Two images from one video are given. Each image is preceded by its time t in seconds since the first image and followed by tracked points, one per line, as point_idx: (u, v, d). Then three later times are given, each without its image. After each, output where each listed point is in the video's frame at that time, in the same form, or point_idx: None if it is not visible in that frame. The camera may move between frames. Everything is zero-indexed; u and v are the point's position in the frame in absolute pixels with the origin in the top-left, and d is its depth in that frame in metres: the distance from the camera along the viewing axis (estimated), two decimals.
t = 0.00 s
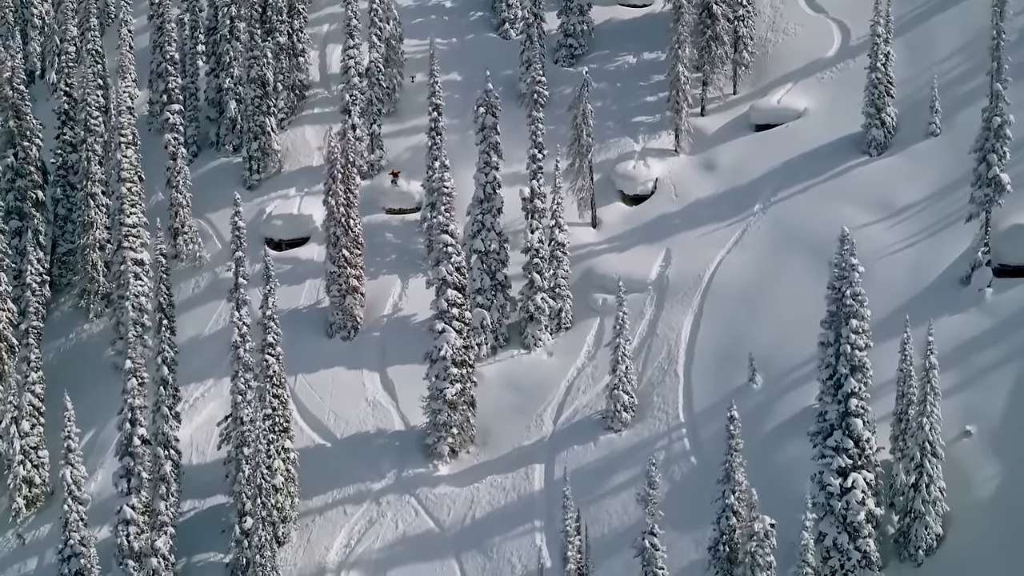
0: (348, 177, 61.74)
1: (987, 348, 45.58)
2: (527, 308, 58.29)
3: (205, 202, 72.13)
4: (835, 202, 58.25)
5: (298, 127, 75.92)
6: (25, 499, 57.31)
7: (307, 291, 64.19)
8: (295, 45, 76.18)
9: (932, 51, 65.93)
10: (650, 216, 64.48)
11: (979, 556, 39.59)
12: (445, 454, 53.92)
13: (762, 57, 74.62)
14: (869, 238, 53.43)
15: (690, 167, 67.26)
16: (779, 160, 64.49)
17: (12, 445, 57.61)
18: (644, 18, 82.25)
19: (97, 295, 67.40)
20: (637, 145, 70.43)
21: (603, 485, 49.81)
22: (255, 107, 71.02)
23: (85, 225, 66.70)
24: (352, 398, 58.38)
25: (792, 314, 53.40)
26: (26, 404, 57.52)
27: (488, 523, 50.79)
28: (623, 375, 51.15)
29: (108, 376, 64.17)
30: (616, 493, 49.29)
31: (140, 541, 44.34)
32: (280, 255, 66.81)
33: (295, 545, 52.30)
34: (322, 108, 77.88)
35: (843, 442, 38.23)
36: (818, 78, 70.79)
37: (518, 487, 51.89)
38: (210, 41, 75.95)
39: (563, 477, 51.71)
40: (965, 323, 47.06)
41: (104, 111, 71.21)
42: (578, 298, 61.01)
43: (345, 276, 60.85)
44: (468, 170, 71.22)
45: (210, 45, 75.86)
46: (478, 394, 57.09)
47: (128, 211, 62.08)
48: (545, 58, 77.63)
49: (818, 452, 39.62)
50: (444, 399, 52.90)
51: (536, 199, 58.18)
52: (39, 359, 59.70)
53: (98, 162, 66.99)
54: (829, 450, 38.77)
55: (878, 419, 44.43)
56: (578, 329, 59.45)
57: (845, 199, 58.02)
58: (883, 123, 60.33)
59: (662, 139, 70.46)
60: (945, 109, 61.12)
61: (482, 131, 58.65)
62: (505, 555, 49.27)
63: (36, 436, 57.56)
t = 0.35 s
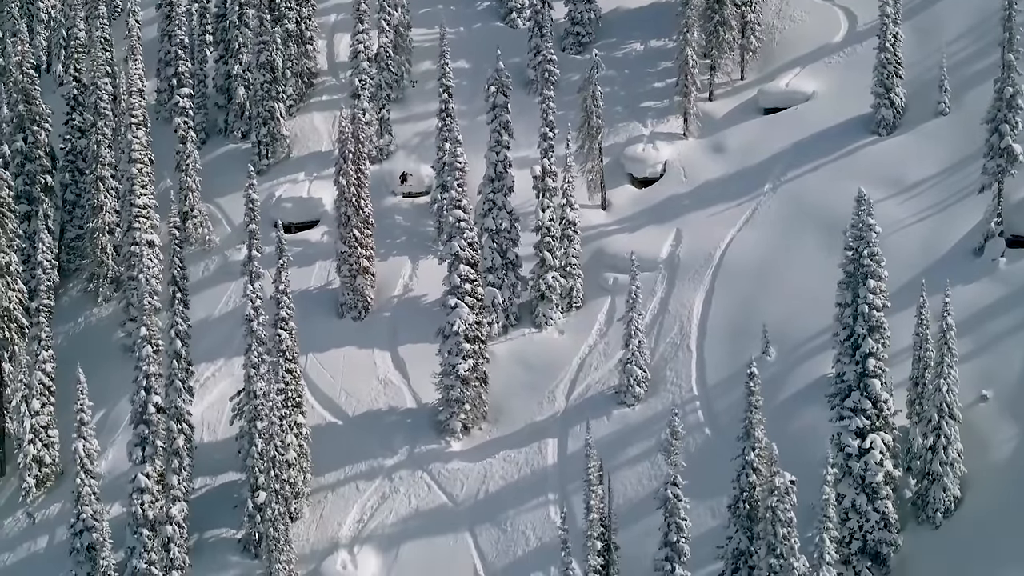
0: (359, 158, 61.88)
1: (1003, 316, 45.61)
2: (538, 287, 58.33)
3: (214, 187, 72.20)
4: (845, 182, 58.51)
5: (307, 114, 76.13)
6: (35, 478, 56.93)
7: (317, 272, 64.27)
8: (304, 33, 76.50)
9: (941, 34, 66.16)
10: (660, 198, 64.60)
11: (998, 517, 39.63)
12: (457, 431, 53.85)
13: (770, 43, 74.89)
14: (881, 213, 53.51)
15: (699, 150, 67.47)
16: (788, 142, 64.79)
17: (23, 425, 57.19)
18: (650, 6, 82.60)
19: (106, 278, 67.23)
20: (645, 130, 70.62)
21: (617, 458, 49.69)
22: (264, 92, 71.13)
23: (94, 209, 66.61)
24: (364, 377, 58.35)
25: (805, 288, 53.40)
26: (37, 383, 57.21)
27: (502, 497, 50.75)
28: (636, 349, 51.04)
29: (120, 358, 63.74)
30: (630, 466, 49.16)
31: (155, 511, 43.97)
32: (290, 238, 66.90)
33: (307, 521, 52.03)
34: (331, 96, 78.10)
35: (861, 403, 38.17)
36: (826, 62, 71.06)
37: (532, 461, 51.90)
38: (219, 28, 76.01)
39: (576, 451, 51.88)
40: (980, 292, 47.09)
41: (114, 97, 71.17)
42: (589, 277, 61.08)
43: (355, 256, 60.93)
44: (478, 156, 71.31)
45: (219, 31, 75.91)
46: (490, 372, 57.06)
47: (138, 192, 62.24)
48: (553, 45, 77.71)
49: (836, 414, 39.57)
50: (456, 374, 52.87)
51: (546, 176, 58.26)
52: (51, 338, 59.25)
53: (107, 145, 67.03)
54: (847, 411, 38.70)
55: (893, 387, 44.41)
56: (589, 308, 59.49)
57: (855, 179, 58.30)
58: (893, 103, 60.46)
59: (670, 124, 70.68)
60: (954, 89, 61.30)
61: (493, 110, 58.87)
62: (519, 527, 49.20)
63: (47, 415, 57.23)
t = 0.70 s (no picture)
0: (369, 141, 62.06)
1: (1016, 286, 45.71)
2: (548, 268, 58.40)
3: (222, 173, 72.33)
4: (854, 163, 58.90)
5: (314, 102, 76.33)
6: (44, 459, 56.56)
7: (326, 255, 64.42)
8: (311, 22, 76.77)
9: (947, 18, 66.34)
10: (668, 181, 64.79)
11: (1014, 481, 39.70)
12: (468, 409, 53.80)
13: (776, 31, 75.19)
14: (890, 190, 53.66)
15: (706, 134, 67.67)
16: (795, 124, 65.04)
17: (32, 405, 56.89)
18: None
19: (115, 263, 67.07)
20: (653, 116, 70.83)
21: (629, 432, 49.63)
22: (272, 79, 71.17)
23: (102, 193, 66.45)
24: (374, 357, 58.35)
25: (815, 265, 53.56)
26: (46, 363, 56.41)
27: (514, 472, 50.70)
28: (647, 325, 51.06)
29: (131, 343, 63.00)
30: (643, 440, 49.11)
31: (168, 482, 43.69)
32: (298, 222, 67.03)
33: (319, 498, 51.88)
34: (338, 84, 78.28)
35: (877, 366, 38.18)
36: (832, 48, 71.36)
37: (544, 437, 51.94)
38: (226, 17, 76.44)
39: (588, 426, 51.88)
40: (991, 264, 47.21)
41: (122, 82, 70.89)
42: (599, 258, 61.21)
43: (365, 238, 60.95)
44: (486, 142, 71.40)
45: (225, 21, 76.37)
46: (501, 351, 57.08)
47: (147, 174, 62.48)
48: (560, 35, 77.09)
49: (850, 379, 39.61)
50: (468, 351, 52.85)
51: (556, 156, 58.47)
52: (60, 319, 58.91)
53: (116, 130, 66.99)
54: (862, 374, 38.70)
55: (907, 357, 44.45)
56: (599, 289, 59.56)
57: (864, 161, 58.76)
58: (900, 85, 60.55)
59: (677, 110, 70.91)
60: (961, 70, 61.42)
61: (503, 90, 59.07)
62: (532, 502, 49.10)
63: (56, 396, 56.90)
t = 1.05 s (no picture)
0: (375, 123, 62.23)
1: None
2: (554, 248, 58.49)
3: (226, 159, 72.40)
4: (860, 144, 59.16)
5: (318, 90, 76.50)
6: (49, 440, 56.14)
7: (331, 238, 64.52)
8: (315, 10, 77.06)
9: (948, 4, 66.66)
10: (673, 164, 65.03)
11: None
12: (476, 386, 53.80)
13: (778, 19, 75.57)
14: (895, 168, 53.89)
15: (710, 119, 67.95)
16: (799, 108, 65.35)
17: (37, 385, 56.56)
18: None
19: (119, 248, 66.83)
20: (656, 101, 71.07)
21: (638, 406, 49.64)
22: (276, 65, 71.24)
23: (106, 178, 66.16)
24: (381, 337, 58.36)
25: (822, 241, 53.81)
26: (52, 343, 56.23)
27: (523, 448, 50.66)
28: (655, 302, 51.12)
29: (136, 326, 62.59)
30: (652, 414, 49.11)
31: (178, 453, 43.45)
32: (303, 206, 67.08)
33: (326, 475, 51.75)
34: (342, 72, 78.47)
35: (888, 331, 38.24)
36: (834, 35, 71.73)
37: (552, 413, 51.94)
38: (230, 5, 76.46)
39: (596, 402, 51.91)
40: (999, 236, 47.42)
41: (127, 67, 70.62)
42: (604, 239, 61.37)
43: (371, 219, 61.01)
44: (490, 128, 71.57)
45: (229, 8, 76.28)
46: (508, 330, 57.13)
47: (152, 156, 62.49)
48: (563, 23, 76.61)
49: (861, 345, 39.68)
50: (476, 328, 52.83)
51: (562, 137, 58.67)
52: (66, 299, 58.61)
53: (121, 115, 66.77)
54: (874, 339, 38.77)
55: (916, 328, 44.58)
56: (605, 269, 59.67)
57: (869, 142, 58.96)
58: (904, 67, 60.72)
59: (681, 96, 71.19)
60: (964, 53, 61.60)
61: (509, 72, 59.32)
62: (541, 476, 49.00)
63: (62, 376, 56.52)
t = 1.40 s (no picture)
0: (378, 107, 62.33)
1: None
2: (559, 230, 58.64)
3: (229, 146, 72.48)
4: (862, 126, 59.70)
5: (320, 79, 76.60)
6: (54, 423, 55.95)
7: (335, 223, 64.62)
8: None
9: None
10: (675, 149, 65.34)
11: None
12: (482, 366, 53.87)
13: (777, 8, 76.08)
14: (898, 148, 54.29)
15: (712, 105, 68.27)
16: (801, 93, 65.73)
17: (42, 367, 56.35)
18: None
19: (122, 234, 66.74)
20: (658, 88, 71.36)
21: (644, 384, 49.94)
22: (279, 52, 71.28)
23: (109, 164, 66.04)
24: (386, 319, 58.44)
25: (825, 221, 54.30)
26: (57, 325, 56.10)
27: (529, 426, 50.74)
28: (660, 280, 51.31)
29: (141, 310, 62.55)
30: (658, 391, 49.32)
31: (186, 427, 43.34)
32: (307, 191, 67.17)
33: (333, 454, 51.66)
34: (343, 61, 78.61)
35: (897, 299, 38.41)
36: (834, 22, 72.25)
37: (558, 391, 52.06)
38: None
39: (603, 380, 52.02)
40: (1004, 212, 47.80)
41: (129, 56, 70.67)
42: (608, 222, 61.58)
43: (375, 203, 61.10)
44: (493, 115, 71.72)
45: None
46: (513, 311, 57.25)
47: (157, 140, 62.21)
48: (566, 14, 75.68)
49: (869, 315, 39.83)
50: (481, 307, 52.88)
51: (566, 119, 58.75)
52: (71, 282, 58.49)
53: (124, 100, 66.41)
54: (883, 308, 38.92)
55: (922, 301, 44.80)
56: (609, 252, 59.88)
57: (871, 124, 59.59)
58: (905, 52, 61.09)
59: (682, 83, 71.51)
60: (965, 37, 62.02)
61: (514, 55, 59.45)
62: (548, 453, 49.06)
63: (66, 358, 56.34)
